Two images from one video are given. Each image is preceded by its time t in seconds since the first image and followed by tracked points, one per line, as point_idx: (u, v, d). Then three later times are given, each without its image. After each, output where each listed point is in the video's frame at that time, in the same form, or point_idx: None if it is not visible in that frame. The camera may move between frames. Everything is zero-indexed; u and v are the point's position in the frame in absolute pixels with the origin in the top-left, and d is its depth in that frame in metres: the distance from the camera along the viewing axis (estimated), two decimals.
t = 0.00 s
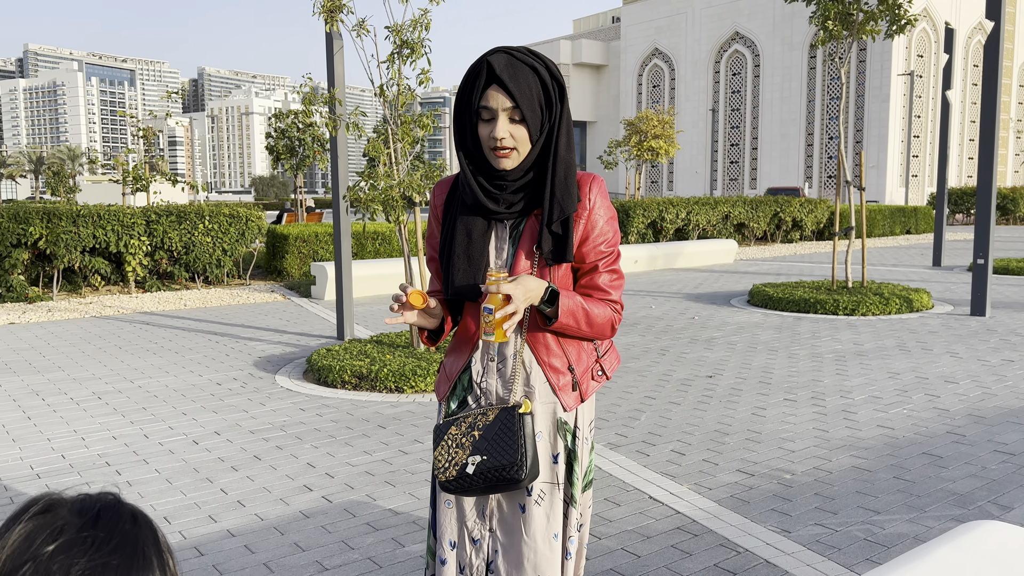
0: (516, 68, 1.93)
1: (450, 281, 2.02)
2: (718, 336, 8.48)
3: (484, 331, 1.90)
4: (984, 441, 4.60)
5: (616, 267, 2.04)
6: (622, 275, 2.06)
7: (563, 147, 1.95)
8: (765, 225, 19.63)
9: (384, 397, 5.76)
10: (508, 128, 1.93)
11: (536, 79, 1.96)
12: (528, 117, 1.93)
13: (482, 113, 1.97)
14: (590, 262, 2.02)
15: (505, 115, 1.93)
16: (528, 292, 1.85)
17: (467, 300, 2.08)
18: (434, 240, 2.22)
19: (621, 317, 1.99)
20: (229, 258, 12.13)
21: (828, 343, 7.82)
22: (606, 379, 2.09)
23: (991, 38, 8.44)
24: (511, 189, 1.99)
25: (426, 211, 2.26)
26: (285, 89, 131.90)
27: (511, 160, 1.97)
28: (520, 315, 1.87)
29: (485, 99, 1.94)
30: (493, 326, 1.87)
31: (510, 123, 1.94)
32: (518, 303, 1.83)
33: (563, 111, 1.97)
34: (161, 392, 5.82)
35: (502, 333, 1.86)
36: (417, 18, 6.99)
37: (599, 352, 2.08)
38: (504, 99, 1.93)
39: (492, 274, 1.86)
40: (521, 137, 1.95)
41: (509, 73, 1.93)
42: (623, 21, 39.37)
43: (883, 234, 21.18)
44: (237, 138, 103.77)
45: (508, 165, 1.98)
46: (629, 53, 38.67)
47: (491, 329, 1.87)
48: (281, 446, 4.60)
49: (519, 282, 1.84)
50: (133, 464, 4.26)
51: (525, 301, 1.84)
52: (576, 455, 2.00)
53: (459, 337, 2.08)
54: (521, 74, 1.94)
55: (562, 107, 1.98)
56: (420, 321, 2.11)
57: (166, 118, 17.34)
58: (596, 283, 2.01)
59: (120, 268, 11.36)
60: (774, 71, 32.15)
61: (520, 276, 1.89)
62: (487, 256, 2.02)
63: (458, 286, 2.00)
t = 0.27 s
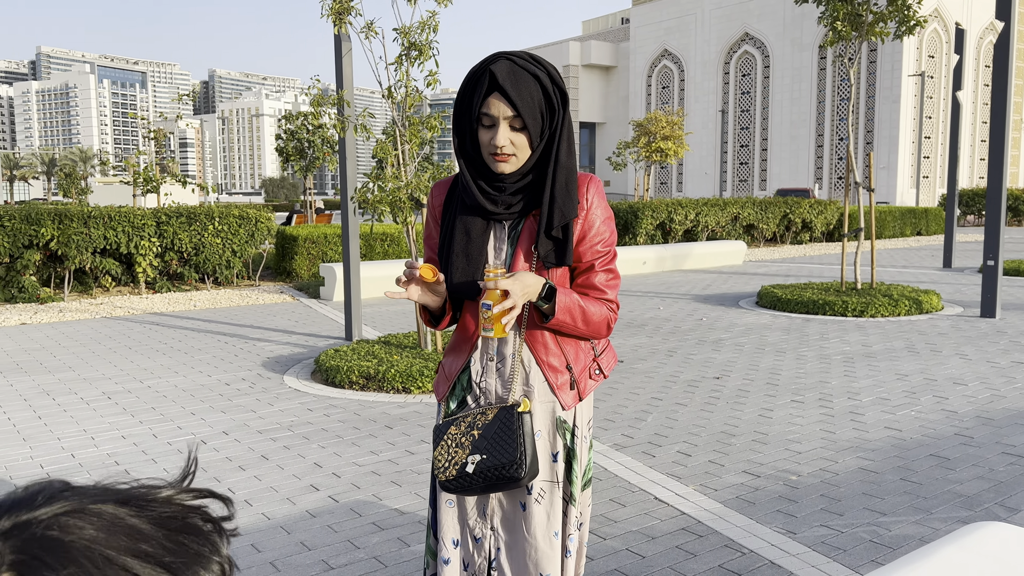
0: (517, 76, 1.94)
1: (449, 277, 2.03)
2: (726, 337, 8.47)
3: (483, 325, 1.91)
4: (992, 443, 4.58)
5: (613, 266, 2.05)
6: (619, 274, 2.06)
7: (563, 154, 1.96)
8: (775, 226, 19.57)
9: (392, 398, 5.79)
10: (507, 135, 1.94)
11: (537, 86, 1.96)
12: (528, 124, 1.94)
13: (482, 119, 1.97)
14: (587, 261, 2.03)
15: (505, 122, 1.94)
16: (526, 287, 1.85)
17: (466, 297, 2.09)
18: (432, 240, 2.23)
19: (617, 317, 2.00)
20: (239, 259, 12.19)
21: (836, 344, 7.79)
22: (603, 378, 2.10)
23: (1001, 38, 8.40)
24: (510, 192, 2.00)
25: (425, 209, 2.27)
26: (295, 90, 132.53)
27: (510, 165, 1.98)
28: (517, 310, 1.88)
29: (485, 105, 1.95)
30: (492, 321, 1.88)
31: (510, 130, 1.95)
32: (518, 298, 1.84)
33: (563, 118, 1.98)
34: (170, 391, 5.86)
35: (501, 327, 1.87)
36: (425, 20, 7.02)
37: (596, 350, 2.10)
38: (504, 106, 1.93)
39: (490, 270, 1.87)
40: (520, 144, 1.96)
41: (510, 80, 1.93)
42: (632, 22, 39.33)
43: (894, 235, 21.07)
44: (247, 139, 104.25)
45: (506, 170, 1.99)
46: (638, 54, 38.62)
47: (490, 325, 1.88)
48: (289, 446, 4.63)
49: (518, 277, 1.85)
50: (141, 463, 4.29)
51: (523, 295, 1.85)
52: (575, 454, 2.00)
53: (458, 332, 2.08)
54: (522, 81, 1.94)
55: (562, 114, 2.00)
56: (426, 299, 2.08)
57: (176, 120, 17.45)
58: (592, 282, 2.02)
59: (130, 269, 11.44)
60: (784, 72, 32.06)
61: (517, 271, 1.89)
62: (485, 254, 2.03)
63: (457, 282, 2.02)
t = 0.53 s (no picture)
0: (507, 81, 1.93)
1: (449, 278, 2.04)
2: (730, 340, 8.46)
3: (480, 322, 1.90)
4: (997, 446, 4.57)
5: (613, 270, 2.05)
6: (619, 278, 2.07)
7: (551, 164, 1.94)
8: (779, 228, 19.54)
9: (396, 400, 5.79)
10: (495, 140, 1.94)
11: (528, 93, 1.94)
12: (515, 132, 1.93)
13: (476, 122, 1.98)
14: (588, 265, 2.03)
15: (494, 128, 1.94)
16: (525, 285, 1.86)
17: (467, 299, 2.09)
18: (434, 242, 2.24)
19: (617, 319, 2.01)
20: (243, 261, 12.21)
21: (841, 347, 7.78)
22: (604, 381, 2.10)
23: (1005, 40, 8.39)
24: (501, 199, 2.01)
25: (430, 212, 2.28)
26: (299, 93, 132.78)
27: (500, 170, 1.98)
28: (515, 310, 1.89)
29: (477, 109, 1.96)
30: (488, 317, 1.87)
31: (499, 135, 1.95)
32: (515, 296, 1.85)
33: (555, 126, 1.96)
34: (174, 394, 5.88)
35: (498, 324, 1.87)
36: (429, 23, 7.03)
37: (597, 353, 2.10)
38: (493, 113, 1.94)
39: (489, 269, 1.88)
40: (509, 150, 1.95)
41: (499, 86, 1.92)
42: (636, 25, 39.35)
43: (898, 238, 21.03)
44: (251, 142, 104.42)
45: (497, 175, 1.99)
46: (642, 56, 38.63)
47: (487, 319, 1.88)
48: (293, 449, 4.64)
49: (516, 274, 1.85)
50: (146, 465, 4.31)
51: (522, 294, 1.85)
52: (577, 457, 2.01)
53: (459, 334, 2.09)
54: (513, 87, 1.93)
55: (555, 122, 1.97)
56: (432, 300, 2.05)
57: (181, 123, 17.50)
58: (592, 286, 2.02)
59: (135, 271, 11.48)
60: (788, 74, 32.03)
61: (516, 271, 1.90)
62: (485, 256, 2.04)
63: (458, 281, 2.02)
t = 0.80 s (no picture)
0: (522, 66, 1.97)
1: (457, 286, 2.02)
2: (731, 342, 8.47)
3: (485, 338, 1.90)
4: (999, 448, 4.57)
5: (620, 275, 2.06)
6: (627, 283, 2.07)
7: (567, 146, 1.96)
8: (777, 230, 19.56)
9: (397, 403, 5.78)
10: (512, 122, 1.95)
11: (541, 79, 1.99)
12: (532, 113, 1.95)
13: (487, 110, 2.00)
14: (595, 270, 2.03)
15: (510, 111, 1.96)
16: (529, 300, 1.86)
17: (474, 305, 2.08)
18: (440, 246, 2.22)
19: (626, 325, 2.00)
20: (242, 264, 12.20)
21: (841, 349, 7.79)
22: (611, 385, 2.11)
23: (1003, 43, 8.42)
24: (514, 188, 1.98)
25: (430, 220, 2.26)
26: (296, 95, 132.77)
27: (516, 156, 1.97)
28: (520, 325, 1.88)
29: (491, 96, 1.98)
30: (493, 333, 1.86)
31: (515, 119, 1.96)
32: (518, 312, 1.84)
33: (567, 112, 1.99)
34: (175, 397, 5.87)
35: (502, 342, 1.87)
36: (430, 26, 7.04)
37: (604, 358, 2.10)
38: (510, 96, 1.96)
39: (492, 283, 1.87)
40: (526, 133, 1.96)
41: (515, 71, 1.97)
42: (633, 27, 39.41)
43: (895, 240, 21.07)
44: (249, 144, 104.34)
45: (512, 161, 1.98)
46: (639, 59, 38.69)
47: (491, 337, 1.87)
48: (295, 452, 4.63)
49: (519, 290, 1.85)
50: (148, 469, 4.30)
51: (525, 308, 1.85)
52: (584, 462, 2.01)
53: (465, 343, 2.09)
54: (527, 73, 1.97)
55: (566, 109, 2.01)
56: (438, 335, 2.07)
57: (179, 126, 17.48)
58: (600, 291, 2.02)
59: (133, 274, 11.46)
60: (785, 76, 32.11)
61: (521, 284, 1.89)
62: (490, 261, 2.03)
63: (465, 292, 2.01)
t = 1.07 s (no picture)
0: (525, 69, 1.97)
1: (465, 290, 2.02)
2: (726, 343, 8.49)
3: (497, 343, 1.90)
4: (996, 448, 4.60)
5: (630, 276, 2.06)
6: (636, 284, 2.07)
7: (575, 146, 1.96)
8: (769, 232, 19.63)
9: (395, 405, 5.77)
10: (518, 126, 1.95)
11: (545, 81, 1.99)
12: (538, 115, 1.95)
13: (493, 114, 1.99)
14: (604, 271, 2.03)
15: (516, 114, 1.96)
16: (539, 304, 1.86)
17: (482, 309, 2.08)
18: (446, 249, 2.22)
19: (636, 326, 2.00)
20: (235, 266, 12.14)
21: (835, 350, 7.82)
22: (619, 386, 2.10)
23: (996, 45, 8.48)
24: (523, 189, 1.99)
25: (438, 223, 2.26)
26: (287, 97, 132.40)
27: (523, 159, 1.97)
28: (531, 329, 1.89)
29: (496, 99, 1.97)
30: (505, 338, 1.87)
31: (521, 122, 1.96)
32: (529, 316, 1.84)
33: (573, 112, 1.99)
34: (171, 400, 5.84)
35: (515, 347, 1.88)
36: (426, 27, 7.03)
37: (612, 359, 2.10)
38: (515, 99, 1.96)
39: (502, 288, 1.87)
40: (532, 136, 1.96)
41: (518, 74, 1.96)
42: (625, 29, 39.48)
43: (886, 241, 21.18)
44: (239, 145, 103.97)
45: (520, 163, 1.98)
46: (631, 61, 38.77)
47: (504, 341, 1.88)
48: (294, 454, 4.61)
49: (529, 295, 1.85)
50: (146, 472, 4.27)
51: (535, 313, 1.85)
52: (593, 464, 2.00)
53: (473, 346, 2.09)
54: (531, 75, 1.97)
55: (572, 109, 2.01)
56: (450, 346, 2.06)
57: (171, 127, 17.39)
58: (610, 292, 2.03)
59: (126, 276, 11.41)
60: (776, 78, 32.25)
61: (531, 289, 1.90)
62: (499, 263, 2.02)
63: (474, 297, 2.00)
